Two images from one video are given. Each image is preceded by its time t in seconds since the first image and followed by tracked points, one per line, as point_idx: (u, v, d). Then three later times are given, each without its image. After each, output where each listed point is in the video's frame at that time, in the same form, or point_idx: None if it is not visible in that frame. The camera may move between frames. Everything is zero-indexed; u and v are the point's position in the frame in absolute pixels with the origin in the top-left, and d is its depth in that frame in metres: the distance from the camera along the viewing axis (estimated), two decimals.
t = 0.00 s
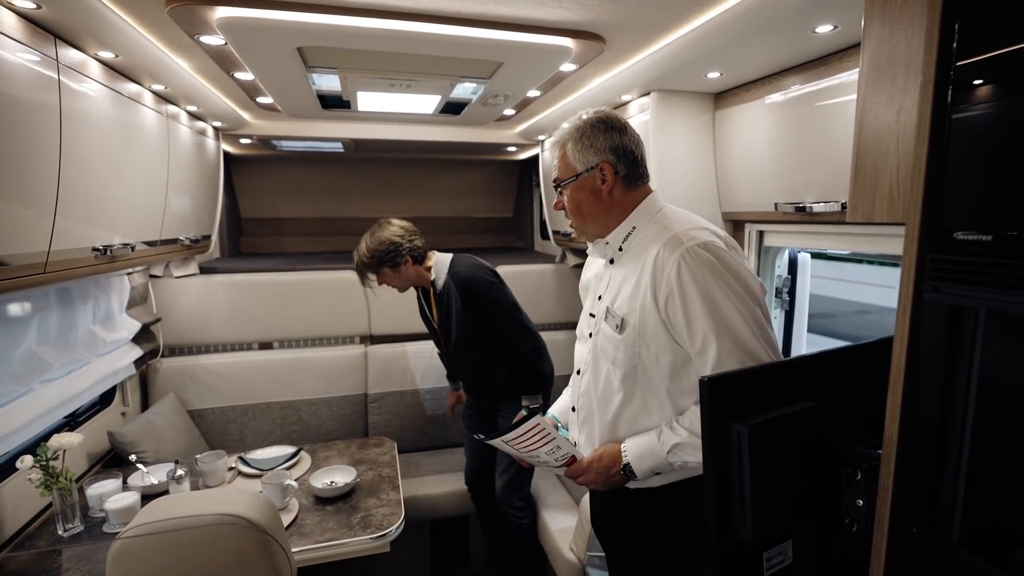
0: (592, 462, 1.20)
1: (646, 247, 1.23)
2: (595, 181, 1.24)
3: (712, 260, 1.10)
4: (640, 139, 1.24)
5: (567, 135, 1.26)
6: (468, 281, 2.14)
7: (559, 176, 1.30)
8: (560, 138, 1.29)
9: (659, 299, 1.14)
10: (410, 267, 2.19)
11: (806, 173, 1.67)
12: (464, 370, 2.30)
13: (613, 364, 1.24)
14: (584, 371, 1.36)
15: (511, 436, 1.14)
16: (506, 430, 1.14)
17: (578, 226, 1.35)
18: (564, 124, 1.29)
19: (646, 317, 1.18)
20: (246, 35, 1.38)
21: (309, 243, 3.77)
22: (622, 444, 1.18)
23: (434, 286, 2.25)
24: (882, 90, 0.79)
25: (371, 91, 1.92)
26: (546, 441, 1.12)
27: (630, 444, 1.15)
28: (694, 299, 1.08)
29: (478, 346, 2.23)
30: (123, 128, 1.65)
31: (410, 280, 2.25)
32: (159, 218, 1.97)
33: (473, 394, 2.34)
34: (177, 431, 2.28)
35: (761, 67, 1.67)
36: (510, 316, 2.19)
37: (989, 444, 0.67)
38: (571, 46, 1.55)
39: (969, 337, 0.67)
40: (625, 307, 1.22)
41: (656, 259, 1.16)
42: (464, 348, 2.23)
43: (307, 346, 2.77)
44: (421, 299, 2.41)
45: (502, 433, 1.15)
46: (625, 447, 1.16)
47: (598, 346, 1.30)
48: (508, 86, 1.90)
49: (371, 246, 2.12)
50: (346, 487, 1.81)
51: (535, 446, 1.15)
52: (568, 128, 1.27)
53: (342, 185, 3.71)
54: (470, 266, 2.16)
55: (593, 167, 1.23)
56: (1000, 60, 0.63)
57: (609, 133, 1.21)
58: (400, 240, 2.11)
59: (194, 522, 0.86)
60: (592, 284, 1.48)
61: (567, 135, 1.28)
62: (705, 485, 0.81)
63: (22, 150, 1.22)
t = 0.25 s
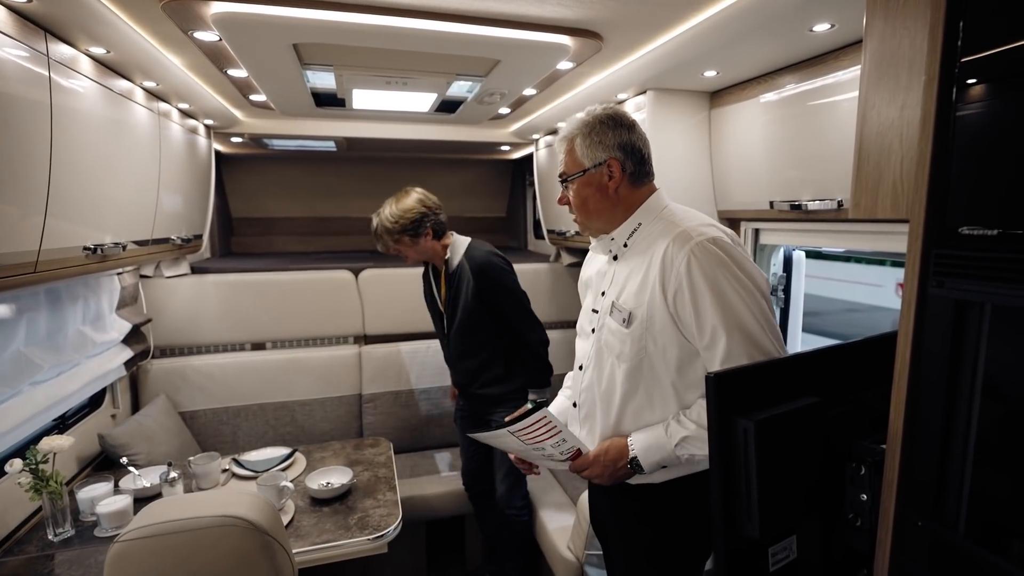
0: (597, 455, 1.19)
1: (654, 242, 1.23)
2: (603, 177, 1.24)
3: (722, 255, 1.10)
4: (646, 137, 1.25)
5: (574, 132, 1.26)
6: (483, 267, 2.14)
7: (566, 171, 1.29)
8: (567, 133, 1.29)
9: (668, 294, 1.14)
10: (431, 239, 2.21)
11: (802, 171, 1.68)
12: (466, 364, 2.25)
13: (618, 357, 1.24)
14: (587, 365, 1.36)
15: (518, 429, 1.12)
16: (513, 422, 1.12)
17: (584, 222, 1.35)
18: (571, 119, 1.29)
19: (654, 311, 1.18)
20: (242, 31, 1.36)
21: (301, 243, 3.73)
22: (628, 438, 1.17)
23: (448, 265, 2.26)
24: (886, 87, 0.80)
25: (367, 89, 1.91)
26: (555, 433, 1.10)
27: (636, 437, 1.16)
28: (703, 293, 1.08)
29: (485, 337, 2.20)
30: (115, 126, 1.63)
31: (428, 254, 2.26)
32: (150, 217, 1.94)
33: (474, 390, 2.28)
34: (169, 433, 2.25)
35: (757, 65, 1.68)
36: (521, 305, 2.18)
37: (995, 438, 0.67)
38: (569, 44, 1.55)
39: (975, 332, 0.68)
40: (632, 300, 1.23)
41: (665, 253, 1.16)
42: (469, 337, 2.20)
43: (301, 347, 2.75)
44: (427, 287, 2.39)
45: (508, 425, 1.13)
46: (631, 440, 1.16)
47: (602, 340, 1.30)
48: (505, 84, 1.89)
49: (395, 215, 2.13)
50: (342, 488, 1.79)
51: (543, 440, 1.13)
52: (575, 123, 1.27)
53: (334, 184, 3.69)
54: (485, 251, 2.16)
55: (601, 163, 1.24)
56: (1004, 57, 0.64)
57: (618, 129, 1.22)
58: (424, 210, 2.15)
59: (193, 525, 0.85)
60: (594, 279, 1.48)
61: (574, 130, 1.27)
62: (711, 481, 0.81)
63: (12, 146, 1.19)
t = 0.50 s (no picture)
0: (603, 447, 1.20)
1: (664, 237, 1.24)
2: (617, 170, 1.25)
3: (734, 251, 1.12)
4: (660, 132, 1.26)
5: (591, 123, 1.26)
6: (506, 255, 2.12)
7: (579, 162, 1.30)
8: (582, 124, 1.29)
9: (680, 288, 1.15)
10: (466, 212, 2.24)
11: (800, 167, 1.70)
12: (475, 357, 2.20)
13: (626, 350, 1.24)
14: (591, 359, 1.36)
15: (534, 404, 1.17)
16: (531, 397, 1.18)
17: (592, 214, 1.35)
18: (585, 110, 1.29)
19: (664, 305, 1.19)
20: (239, 25, 1.35)
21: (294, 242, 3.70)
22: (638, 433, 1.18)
23: (465, 250, 2.23)
24: (890, 81, 0.80)
25: (364, 85, 1.89)
26: (567, 415, 1.16)
27: (644, 432, 1.15)
28: (716, 287, 1.10)
29: (501, 325, 2.17)
30: (109, 121, 1.61)
31: (455, 228, 2.25)
32: (144, 215, 1.91)
33: (475, 391, 2.22)
34: (163, 434, 2.22)
35: (755, 62, 1.69)
36: (541, 295, 2.17)
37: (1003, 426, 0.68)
38: (568, 40, 1.55)
39: (981, 321, 0.68)
40: (642, 294, 1.23)
41: (678, 248, 1.17)
42: (485, 324, 2.17)
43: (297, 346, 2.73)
44: (444, 273, 2.36)
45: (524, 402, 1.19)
46: (641, 435, 1.16)
47: (609, 333, 1.30)
48: (503, 80, 1.89)
49: (447, 176, 2.20)
50: (341, 487, 1.78)
51: (556, 420, 1.18)
52: (591, 114, 1.27)
53: (328, 182, 3.66)
54: (508, 238, 2.16)
55: (615, 155, 1.24)
56: (1008, 52, 0.65)
57: (635, 123, 1.23)
58: (475, 183, 2.25)
59: (196, 522, 0.83)
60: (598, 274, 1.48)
61: (589, 121, 1.28)
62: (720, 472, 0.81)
63: (6, 140, 1.17)
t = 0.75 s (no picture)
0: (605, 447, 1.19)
1: (673, 235, 1.26)
2: (635, 162, 1.27)
3: (743, 249, 1.14)
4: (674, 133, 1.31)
5: (614, 114, 1.28)
6: (523, 248, 2.16)
7: (598, 151, 1.30)
8: (603, 113, 1.30)
9: (691, 284, 1.17)
10: (482, 202, 2.25)
11: (799, 165, 1.70)
12: (487, 354, 2.17)
13: (635, 346, 1.25)
14: (595, 356, 1.36)
15: (537, 411, 1.14)
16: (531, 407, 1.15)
17: (600, 207, 1.36)
18: (607, 100, 1.30)
19: (674, 302, 1.21)
20: (238, 21, 1.34)
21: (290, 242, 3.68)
22: (646, 430, 1.18)
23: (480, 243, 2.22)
24: (893, 78, 0.81)
25: (362, 83, 1.89)
26: (571, 420, 1.12)
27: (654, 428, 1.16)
28: (727, 284, 1.12)
29: (517, 319, 2.17)
30: (105, 119, 1.59)
31: (470, 219, 2.26)
32: (141, 213, 1.90)
33: (485, 389, 2.17)
34: (160, 434, 2.21)
35: (754, 60, 1.69)
36: (556, 291, 2.21)
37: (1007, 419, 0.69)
38: (568, 38, 1.56)
39: (986, 316, 0.69)
40: (651, 290, 1.24)
41: (689, 245, 1.19)
42: (501, 318, 2.15)
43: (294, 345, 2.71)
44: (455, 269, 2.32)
45: (525, 409, 1.15)
46: (649, 432, 1.17)
47: (615, 329, 1.31)
48: (502, 78, 1.89)
49: (462, 167, 2.21)
50: (340, 486, 1.77)
51: (560, 425, 1.15)
52: (614, 104, 1.29)
53: (324, 182, 3.64)
54: (527, 233, 2.19)
55: (636, 148, 1.27)
56: (1010, 48, 0.65)
57: (656, 119, 1.26)
58: (490, 172, 2.25)
59: (198, 521, 0.83)
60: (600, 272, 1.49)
61: (612, 112, 1.29)
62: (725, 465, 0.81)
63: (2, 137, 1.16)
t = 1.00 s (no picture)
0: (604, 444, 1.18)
1: (678, 234, 1.28)
2: (649, 161, 1.29)
3: (750, 248, 1.17)
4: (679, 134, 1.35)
5: (630, 110, 1.27)
6: (526, 247, 2.19)
7: (613, 147, 1.29)
8: (619, 109, 1.29)
9: (700, 282, 1.19)
10: (483, 199, 2.25)
11: (796, 164, 1.71)
12: (484, 351, 2.16)
13: (642, 343, 1.26)
14: (597, 353, 1.36)
15: (545, 406, 1.13)
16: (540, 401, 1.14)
17: (607, 203, 1.35)
18: (622, 96, 1.29)
19: (682, 299, 1.22)
20: (235, 19, 1.34)
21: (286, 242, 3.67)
22: (655, 427, 1.19)
23: (482, 241, 2.23)
24: (890, 76, 0.82)
25: (359, 82, 1.89)
26: (581, 416, 1.11)
27: (665, 426, 1.17)
28: (736, 282, 1.14)
29: (515, 317, 2.18)
30: (101, 117, 1.58)
31: (472, 218, 2.25)
32: (136, 212, 1.89)
33: (481, 387, 2.17)
34: (156, 435, 2.20)
35: (750, 60, 1.70)
36: (557, 291, 2.25)
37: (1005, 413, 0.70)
38: (566, 37, 1.56)
39: (984, 312, 0.69)
40: (658, 288, 1.26)
41: (699, 244, 1.21)
42: (499, 315, 2.16)
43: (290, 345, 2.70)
44: (450, 266, 2.30)
45: (535, 403, 1.13)
46: (659, 429, 1.18)
47: (618, 326, 1.31)
48: (499, 78, 1.89)
49: (461, 165, 2.20)
50: (338, 486, 1.77)
51: (568, 420, 1.14)
52: (630, 101, 1.28)
53: (320, 181, 3.63)
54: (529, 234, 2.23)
55: (651, 147, 1.28)
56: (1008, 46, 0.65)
57: (668, 120, 1.28)
58: (489, 169, 2.26)
59: (195, 521, 0.82)
60: (599, 271, 1.49)
61: (627, 108, 1.28)
62: (726, 460, 0.81)
63: None
